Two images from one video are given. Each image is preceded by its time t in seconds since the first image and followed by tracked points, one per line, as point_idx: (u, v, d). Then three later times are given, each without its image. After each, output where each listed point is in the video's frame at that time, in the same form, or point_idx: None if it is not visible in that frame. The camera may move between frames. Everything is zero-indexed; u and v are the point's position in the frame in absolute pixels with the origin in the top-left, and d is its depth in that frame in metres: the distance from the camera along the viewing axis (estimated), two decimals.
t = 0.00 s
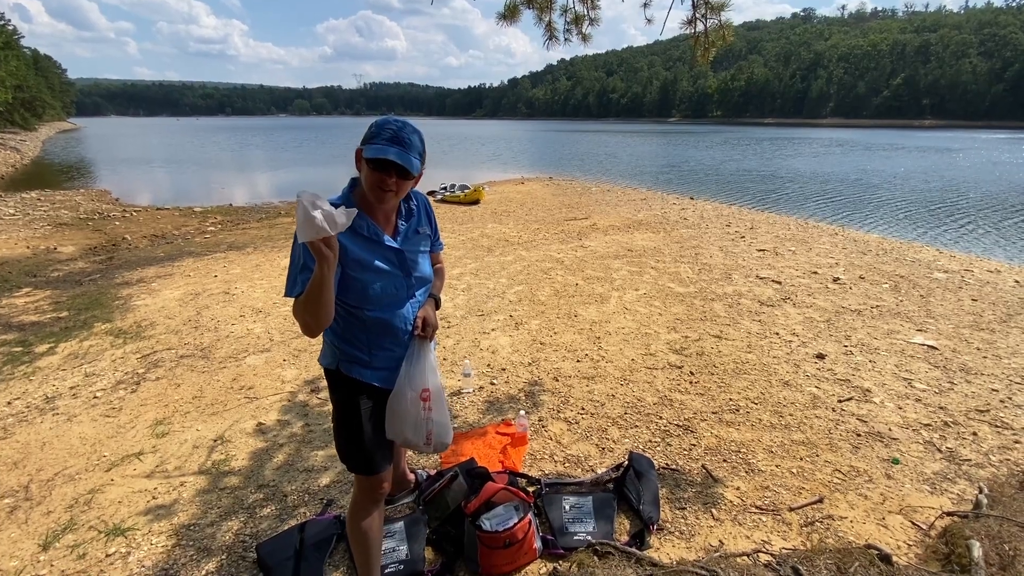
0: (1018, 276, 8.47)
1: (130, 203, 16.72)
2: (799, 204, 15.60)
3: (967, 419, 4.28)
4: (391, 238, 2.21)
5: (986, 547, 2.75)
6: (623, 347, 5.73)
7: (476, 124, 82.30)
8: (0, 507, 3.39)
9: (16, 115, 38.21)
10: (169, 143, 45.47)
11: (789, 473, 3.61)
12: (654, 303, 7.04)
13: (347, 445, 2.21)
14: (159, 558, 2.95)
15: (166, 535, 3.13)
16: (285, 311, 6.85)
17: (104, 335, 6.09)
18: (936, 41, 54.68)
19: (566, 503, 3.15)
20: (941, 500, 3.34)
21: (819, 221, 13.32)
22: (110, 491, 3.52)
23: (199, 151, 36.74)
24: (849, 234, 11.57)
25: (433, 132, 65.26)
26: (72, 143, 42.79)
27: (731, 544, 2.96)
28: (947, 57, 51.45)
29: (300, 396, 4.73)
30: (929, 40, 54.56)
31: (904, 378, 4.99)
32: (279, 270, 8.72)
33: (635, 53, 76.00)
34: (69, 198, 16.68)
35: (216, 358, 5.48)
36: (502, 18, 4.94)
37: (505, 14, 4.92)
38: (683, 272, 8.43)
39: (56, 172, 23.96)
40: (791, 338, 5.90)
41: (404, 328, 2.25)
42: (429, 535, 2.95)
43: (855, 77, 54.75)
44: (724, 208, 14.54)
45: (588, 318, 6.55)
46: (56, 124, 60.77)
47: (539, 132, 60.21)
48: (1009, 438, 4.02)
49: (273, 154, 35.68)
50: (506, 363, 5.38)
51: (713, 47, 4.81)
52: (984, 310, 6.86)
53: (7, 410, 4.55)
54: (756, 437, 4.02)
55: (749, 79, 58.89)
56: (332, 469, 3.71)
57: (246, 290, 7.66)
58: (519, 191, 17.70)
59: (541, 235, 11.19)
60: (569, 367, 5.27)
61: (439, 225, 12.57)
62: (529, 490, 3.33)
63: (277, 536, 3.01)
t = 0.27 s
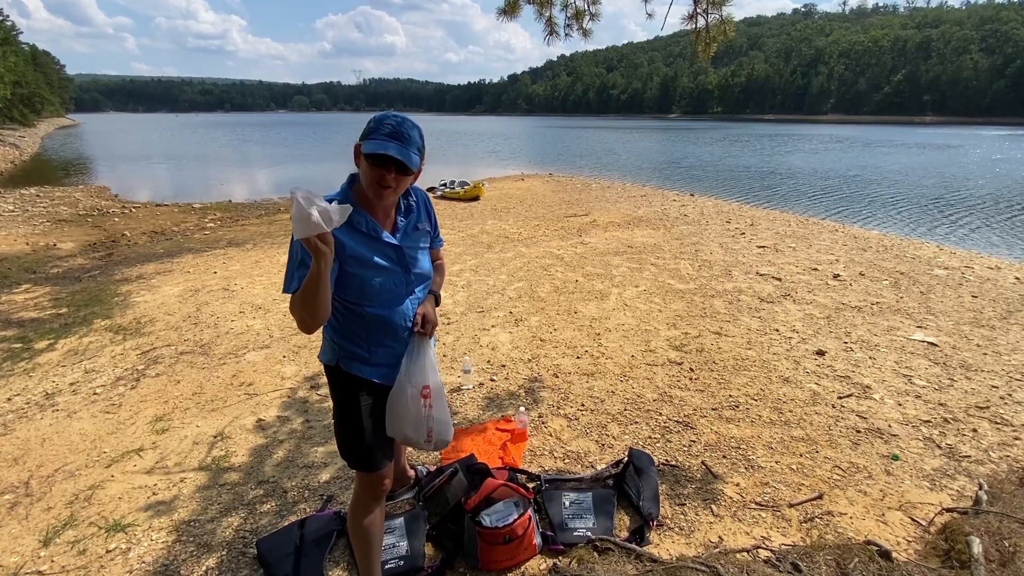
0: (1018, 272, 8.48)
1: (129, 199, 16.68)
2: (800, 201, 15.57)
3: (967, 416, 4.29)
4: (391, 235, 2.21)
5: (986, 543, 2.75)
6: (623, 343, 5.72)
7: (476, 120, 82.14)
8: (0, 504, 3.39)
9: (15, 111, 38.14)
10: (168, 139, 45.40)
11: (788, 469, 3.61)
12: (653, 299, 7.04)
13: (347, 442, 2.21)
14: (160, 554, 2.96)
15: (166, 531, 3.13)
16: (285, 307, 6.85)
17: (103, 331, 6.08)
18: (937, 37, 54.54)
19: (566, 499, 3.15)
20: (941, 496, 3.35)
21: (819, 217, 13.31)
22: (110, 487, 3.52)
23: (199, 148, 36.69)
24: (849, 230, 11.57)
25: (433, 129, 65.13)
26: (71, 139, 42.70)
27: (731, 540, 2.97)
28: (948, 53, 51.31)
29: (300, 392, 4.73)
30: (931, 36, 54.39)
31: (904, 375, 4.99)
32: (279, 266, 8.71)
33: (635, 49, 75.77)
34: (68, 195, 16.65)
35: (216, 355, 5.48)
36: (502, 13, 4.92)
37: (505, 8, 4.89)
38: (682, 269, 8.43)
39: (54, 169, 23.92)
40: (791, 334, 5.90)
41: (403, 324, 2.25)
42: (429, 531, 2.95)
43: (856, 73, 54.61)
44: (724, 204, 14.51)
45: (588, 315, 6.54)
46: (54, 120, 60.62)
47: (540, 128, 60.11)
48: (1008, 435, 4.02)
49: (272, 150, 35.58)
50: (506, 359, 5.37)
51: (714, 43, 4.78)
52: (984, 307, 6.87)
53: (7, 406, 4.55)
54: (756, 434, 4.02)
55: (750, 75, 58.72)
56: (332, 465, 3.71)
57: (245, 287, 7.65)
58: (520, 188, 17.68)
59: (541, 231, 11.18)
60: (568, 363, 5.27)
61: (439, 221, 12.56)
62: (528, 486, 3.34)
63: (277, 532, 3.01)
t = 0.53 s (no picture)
0: (1018, 269, 8.48)
1: (127, 196, 16.66)
2: (800, 197, 15.56)
3: (966, 412, 4.29)
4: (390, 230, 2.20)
5: (985, 539, 2.75)
6: (623, 340, 5.72)
7: (475, 116, 81.95)
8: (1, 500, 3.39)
9: (13, 107, 38.07)
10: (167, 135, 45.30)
11: (788, 465, 3.62)
12: (654, 296, 7.03)
13: (348, 438, 2.21)
14: (160, 550, 2.96)
15: (167, 527, 3.13)
16: (285, 304, 6.85)
17: (103, 328, 6.08)
18: (938, 33, 54.37)
19: (566, 495, 3.16)
20: (940, 492, 3.36)
21: (819, 214, 13.30)
22: (110, 484, 3.52)
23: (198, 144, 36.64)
24: (849, 226, 11.56)
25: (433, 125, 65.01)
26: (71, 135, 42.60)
27: (730, 536, 2.98)
28: (949, 49, 51.16)
29: (300, 388, 4.74)
30: (932, 31, 54.22)
31: (904, 371, 4.99)
32: (279, 263, 8.71)
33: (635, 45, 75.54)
34: (68, 191, 16.64)
35: (216, 351, 5.48)
36: (503, 8, 4.90)
37: (506, 3, 4.88)
38: (682, 265, 8.43)
39: (53, 165, 23.88)
40: (791, 330, 5.90)
41: (404, 320, 2.25)
42: (430, 527, 2.96)
43: (857, 69, 54.46)
44: (724, 201, 14.50)
45: (588, 311, 6.55)
46: (53, 116, 60.49)
47: (540, 124, 59.97)
48: (1007, 431, 4.03)
49: (271, 146, 35.49)
50: (506, 356, 5.38)
51: (716, 38, 4.76)
52: (984, 303, 6.87)
53: (7, 403, 4.55)
54: (756, 430, 4.03)
55: (750, 71, 58.55)
56: (332, 461, 3.71)
57: (245, 283, 7.65)
58: (519, 184, 17.66)
59: (541, 227, 11.17)
60: (568, 360, 5.27)
61: (439, 217, 12.55)
62: (528, 482, 3.34)
63: (277, 528, 3.02)
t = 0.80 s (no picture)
0: (1018, 265, 8.48)
1: (126, 192, 16.62)
2: (800, 193, 15.54)
3: (966, 408, 4.30)
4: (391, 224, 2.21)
5: (984, 534, 2.76)
6: (623, 336, 5.72)
7: (475, 113, 81.79)
8: (2, 497, 3.40)
9: (11, 104, 37.97)
10: (166, 131, 45.22)
11: (787, 461, 3.63)
12: (653, 292, 7.03)
13: (352, 433, 2.20)
14: (161, 547, 2.97)
15: (168, 523, 3.14)
16: (284, 300, 6.84)
17: (103, 325, 6.08)
18: (939, 28, 54.18)
19: (566, 491, 3.16)
20: (939, 488, 3.37)
21: (819, 210, 13.28)
22: (111, 480, 3.53)
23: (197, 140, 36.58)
24: (849, 223, 11.55)
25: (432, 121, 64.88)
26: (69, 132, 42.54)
27: (730, 531, 2.98)
28: (950, 45, 51.00)
29: (300, 385, 4.74)
30: (933, 26, 54.06)
31: (903, 367, 5.00)
32: (278, 259, 8.70)
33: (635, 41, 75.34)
34: (66, 188, 16.62)
35: (216, 348, 5.48)
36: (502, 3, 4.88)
37: None
38: (682, 261, 8.42)
39: (51, 162, 23.83)
40: (791, 327, 5.91)
41: (406, 315, 2.27)
42: (431, 523, 2.97)
43: (857, 64, 54.31)
44: (725, 197, 14.48)
45: (588, 308, 6.54)
46: (51, 112, 60.33)
47: (539, 120, 59.83)
48: (1006, 427, 4.04)
49: (270, 142, 35.41)
50: (506, 352, 5.38)
51: (716, 33, 4.74)
52: (983, 299, 6.87)
53: (7, 400, 4.55)
54: (755, 426, 4.03)
55: (751, 67, 58.38)
56: (332, 458, 3.72)
57: (245, 280, 7.65)
58: (519, 180, 17.63)
59: (541, 224, 11.17)
60: (569, 356, 5.27)
61: (438, 214, 12.53)
62: (529, 478, 3.35)
63: (278, 524, 3.02)
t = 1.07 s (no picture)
0: (1018, 261, 8.48)
1: (126, 190, 16.62)
2: (800, 190, 15.53)
3: (965, 403, 4.31)
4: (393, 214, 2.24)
5: (982, 529, 2.78)
6: (623, 333, 5.73)
7: (474, 109, 81.67)
8: (4, 494, 3.41)
9: (9, 101, 37.86)
10: (165, 129, 45.16)
11: (787, 456, 3.64)
12: (653, 289, 7.04)
13: (361, 426, 2.20)
14: (164, 543, 2.98)
15: (170, 519, 3.15)
16: (284, 298, 6.85)
17: (103, 322, 6.09)
18: (940, 24, 53.98)
19: (567, 486, 3.18)
20: (938, 482, 3.38)
21: (820, 206, 13.28)
22: (113, 477, 3.54)
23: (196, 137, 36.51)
24: (849, 219, 11.54)
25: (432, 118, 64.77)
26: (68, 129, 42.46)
27: (729, 526, 3.00)
28: (951, 41, 50.83)
29: (301, 382, 4.75)
30: (933, 22, 53.92)
31: (903, 363, 5.01)
32: (278, 257, 8.71)
33: (635, 37, 75.16)
34: (66, 185, 16.60)
35: (217, 345, 5.49)
36: None
37: None
38: (682, 258, 8.43)
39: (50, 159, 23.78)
40: (791, 323, 5.91)
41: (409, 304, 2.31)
42: (432, 518, 2.98)
43: (858, 60, 54.18)
44: (725, 194, 14.47)
45: (588, 305, 6.55)
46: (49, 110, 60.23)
47: (539, 116, 59.67)
48: (1005, 422, 4.05)
49: (270, 140, 35.34)
50: (506, 349, 5.39)
51: (716, 29, 4.74)
52: (983, 295, 6.88)
53: (9, 397, 4.57)
54: (755, 422, 4.05)
55: (751, 63, 58.24)
56: (334, 454, 3.73)
57: (245, 277, 7.65)
58: (519, 178, 17.62)
59: (541, 221, 11.16)
60: (569, 353, 5.28)
61: (438, 211, 12.53)
62: (529, 474, 3.36)
63: (280, 520, 3.04)
